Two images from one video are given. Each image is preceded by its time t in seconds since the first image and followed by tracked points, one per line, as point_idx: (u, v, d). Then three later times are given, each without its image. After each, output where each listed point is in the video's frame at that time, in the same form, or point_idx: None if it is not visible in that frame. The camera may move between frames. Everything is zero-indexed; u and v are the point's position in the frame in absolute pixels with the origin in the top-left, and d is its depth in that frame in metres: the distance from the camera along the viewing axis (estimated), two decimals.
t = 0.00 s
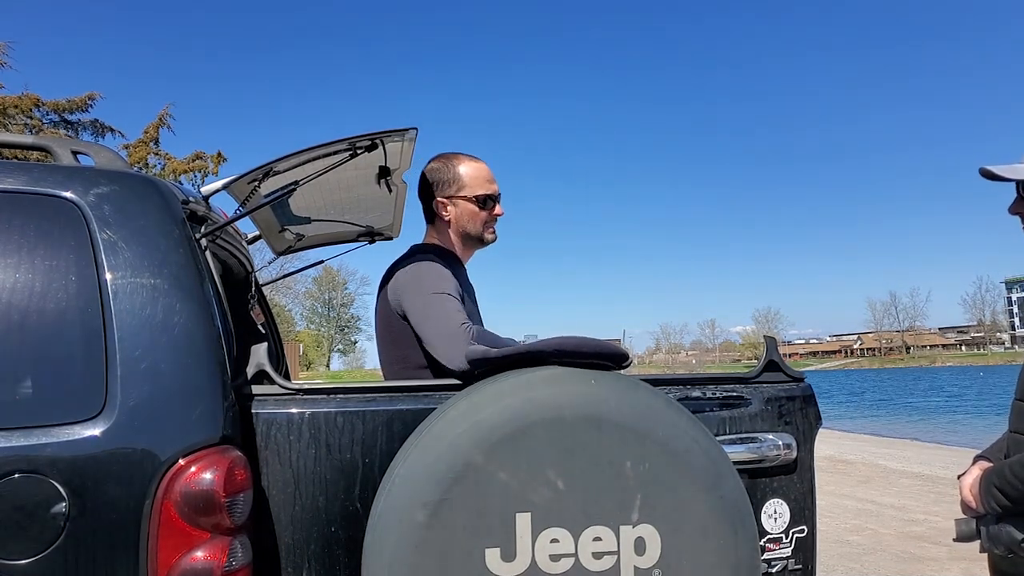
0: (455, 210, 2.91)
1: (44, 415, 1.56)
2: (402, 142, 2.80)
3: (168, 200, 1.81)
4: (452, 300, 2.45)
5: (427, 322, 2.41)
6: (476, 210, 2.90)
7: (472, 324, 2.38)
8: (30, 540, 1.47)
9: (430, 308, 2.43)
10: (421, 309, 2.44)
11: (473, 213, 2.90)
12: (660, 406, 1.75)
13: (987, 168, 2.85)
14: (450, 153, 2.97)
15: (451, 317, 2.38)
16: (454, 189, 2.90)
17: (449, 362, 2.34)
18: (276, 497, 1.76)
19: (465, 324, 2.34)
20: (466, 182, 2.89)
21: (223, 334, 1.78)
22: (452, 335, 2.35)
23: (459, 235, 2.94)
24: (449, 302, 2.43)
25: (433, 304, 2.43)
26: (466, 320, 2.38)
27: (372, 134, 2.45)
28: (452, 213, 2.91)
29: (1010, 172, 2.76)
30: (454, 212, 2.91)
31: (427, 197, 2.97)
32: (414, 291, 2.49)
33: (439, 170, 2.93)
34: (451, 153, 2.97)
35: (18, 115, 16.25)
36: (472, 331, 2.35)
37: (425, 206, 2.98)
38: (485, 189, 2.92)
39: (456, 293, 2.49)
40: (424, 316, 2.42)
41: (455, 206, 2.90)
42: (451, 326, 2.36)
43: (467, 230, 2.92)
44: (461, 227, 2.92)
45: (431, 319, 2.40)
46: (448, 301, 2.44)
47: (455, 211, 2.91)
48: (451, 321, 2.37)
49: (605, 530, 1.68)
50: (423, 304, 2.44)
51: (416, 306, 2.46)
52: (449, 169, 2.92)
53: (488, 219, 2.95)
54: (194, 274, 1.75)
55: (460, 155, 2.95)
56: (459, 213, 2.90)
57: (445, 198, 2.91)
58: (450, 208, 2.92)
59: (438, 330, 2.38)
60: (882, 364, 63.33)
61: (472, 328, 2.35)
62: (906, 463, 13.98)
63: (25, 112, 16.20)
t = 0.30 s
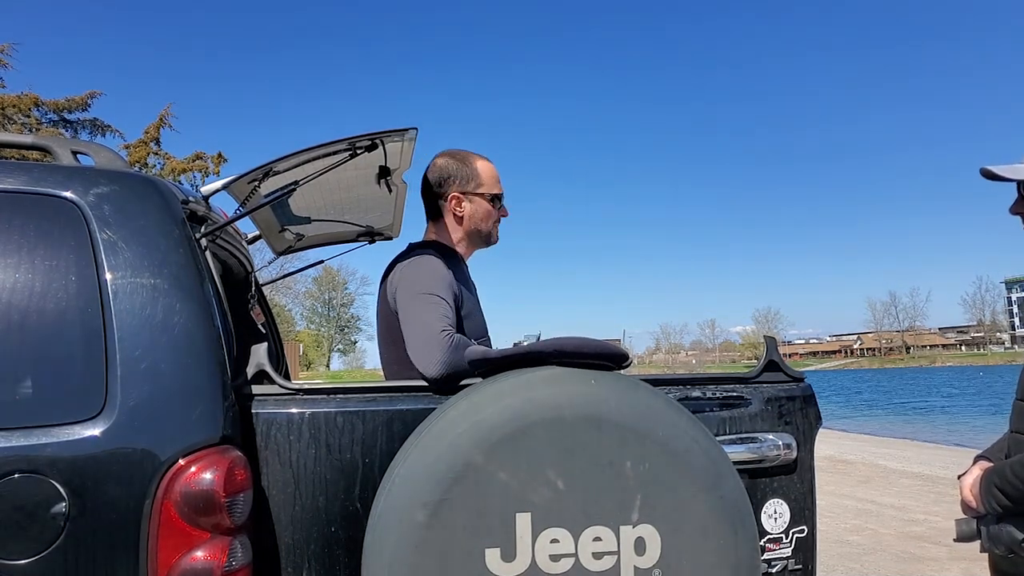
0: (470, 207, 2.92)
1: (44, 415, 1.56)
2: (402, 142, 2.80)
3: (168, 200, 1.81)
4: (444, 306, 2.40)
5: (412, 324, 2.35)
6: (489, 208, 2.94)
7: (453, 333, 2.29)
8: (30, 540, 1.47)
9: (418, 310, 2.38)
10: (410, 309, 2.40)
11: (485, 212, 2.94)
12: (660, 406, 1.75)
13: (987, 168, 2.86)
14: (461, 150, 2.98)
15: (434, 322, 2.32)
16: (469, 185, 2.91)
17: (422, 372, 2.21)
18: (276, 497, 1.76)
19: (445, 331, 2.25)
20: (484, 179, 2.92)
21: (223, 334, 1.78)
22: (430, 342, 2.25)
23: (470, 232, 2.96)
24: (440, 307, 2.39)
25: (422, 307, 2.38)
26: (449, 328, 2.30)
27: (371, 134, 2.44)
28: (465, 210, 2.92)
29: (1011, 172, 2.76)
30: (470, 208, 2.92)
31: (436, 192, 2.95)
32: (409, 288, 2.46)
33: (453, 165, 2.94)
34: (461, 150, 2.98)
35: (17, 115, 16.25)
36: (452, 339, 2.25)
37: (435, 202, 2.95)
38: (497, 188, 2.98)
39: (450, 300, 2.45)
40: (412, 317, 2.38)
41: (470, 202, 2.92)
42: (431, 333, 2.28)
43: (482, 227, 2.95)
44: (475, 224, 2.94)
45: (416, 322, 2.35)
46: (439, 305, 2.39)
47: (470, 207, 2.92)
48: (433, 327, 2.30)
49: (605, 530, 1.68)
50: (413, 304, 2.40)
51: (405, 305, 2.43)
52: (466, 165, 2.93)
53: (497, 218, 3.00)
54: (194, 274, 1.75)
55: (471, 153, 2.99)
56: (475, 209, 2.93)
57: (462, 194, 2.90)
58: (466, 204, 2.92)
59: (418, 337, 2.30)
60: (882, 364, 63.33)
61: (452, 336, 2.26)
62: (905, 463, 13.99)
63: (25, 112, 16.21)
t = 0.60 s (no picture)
0: (471, 207, 2.94)
1: (44, 415, 1.56)
2: (401, 142, 2.79)
3: (168, 200, 1.81)
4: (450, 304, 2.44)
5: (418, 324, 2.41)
6: (488, 210, 2.99)
7: (458, 332, 2.35)
8: (30, 540, 1.47)
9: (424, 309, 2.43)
10: (415, 309, 2.44)
11: (485, 213, 2.98)
12: (660, 406, 1.75)
13: (987, 168, 2.86)
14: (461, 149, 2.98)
15: (439, 322, 2.38)
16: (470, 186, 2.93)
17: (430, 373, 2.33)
18: (276, 497, 1.76)
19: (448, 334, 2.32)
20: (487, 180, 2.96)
21: (223, 334, 1.78)
22: (435, 344, 2.34)
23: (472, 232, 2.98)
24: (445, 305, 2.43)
25: (426, 305, 2.43)
26: (453, 328, 2.36)
27: (371, 134, 2.44)
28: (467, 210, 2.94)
29: (1012, 172, 2.76)
30: (473, 208, 2.95)
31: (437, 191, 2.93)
32: (411, 287, 2.49)
33: (454, 164, 2.93)
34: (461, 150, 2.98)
35: (17, 115, 16.25)
36: (455, 340, 2.33)
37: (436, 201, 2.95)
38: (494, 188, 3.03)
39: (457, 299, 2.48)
40: (418, 317, 2.42)
41: (472, 203, 2.94)
42: (436, 335, 2.35)
43: (483, 227, 2.99)
44: (477, 223, 2.97)
45: (422, 322, 2.40)
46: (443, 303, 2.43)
47: (471, 208, 2.94)
48: (438, 328, 2.36)
49: (605, 530, 1.68)
50: (417, 303, 2.45)
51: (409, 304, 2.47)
52: (467, 165, 2.94)
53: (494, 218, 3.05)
54: (194, 274, 1.75)
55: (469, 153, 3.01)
56: (477, 210, 2.96)
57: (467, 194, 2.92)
58: (469, 204, 2.94)
59: (424, 337, 2.37)
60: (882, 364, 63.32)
61: (456, 337, 2.33)
62: (905, 463, 13.99)
63: (25, 112, 16.21)
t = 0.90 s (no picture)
0: (479, 207, 2.97)
1: (44, 415, 1.56)
2: (402, 142, 2.79)
3: (168, 200, 1.81)
4: (446, 305, 2.46)
5: (416, 327, 2.42)
6: (492, 212, 3.03)
7: (457, 331, 2.37)
8: (30, 540, 1.47)
9: (420, 311, 2.44)
10: (411, 313, 2.46)
11: (489, 215, 3.01)
12: (660, 406, 1.75)
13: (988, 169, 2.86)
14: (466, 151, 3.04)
15: (438, 322, 2.39)
16: (478, 186, 2.97)
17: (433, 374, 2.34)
18: (276, 497, 1.76)
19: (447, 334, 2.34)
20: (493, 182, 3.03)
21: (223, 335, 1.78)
22: (436, 344, 2.35)
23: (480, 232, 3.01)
24: (441, 305, 2.45)
25: (423, 307, 2.44)
26: (452, 327, 2.38)
27: (371, 134, 2.44)
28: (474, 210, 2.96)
29: (1012, 172, 2.76)
30: (482, 209, 2.99)
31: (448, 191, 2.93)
32: (407, 289, 2.51)
33: (463, 164, 2.97)
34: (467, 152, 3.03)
35: (17, 114, 16.24)
36: (455, 339, 2.34)
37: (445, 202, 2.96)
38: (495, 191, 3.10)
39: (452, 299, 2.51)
40: (415, 320, 2.44)
41: (479, 203, 2.97)
42: (435, 335, 2.36)
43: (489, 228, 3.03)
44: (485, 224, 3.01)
45: (420, 324, 2.41)
46: (440, 305, 2.45)
47: (479, 208, 2.97)
48: (437, 328, 2.38)
49: (605, 530, 1.69)
50: (414, 306, 2.46)
51: (405, 308, 2.48)
52: (475, 166, 2.99)
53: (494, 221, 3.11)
54: (194, 274, 1.75)
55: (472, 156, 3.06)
56: (485, 210, 3.00)
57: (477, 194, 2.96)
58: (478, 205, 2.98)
59: (424, 338, 2.38)
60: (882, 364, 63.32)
61: (456, 337, 2.35)
62: (905, 463, 13.99)
63: (25, 112, 16.21)
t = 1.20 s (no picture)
0: (472, 206, 2.96)
1: (44, 415, 1.56)
2: (402, 142, 2.78)
3: (168, 200, 1.82)
4: (445, 304, 2.47)
5: (417, 328, 2.43)
6: (488, 212, 3.02)
7: (457, 329, 2.38)
8: (30, 541, 1.47)
9: (420, 311, 2.44)
10: (411, 314, 2.46)
11: (484, 214, 3.00)
12: (661, 406, 1.75)
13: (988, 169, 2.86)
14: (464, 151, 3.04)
15: (438, 322, 2.40)
16: (472, 185, 2.97)
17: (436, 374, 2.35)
18: (276, 497, 1.76)
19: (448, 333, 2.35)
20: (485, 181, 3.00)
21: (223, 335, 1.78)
22: (437, 344, 2.36)
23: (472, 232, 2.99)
24: (441, 305, 2.45)
25: (423, 308, 2.44)
26: (452, 326, 2.39)
27: (371, 134, 2.44)
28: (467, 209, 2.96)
29: (1012, 173, 2.76)
30: (473, 209, 2.97)
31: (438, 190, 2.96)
32: (406, 290, 2.51)
33: (456, 163, 2.97)
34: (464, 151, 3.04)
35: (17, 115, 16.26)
36: (455, 339, 2.35)
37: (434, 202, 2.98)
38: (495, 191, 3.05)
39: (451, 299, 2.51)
40: (415, 321, 2.44)
41: (472, 202, 2.96)
42: (436, 335, 2.37)
43: (481, 227, 3.01)
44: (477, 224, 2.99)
45: (421, 325, 2.41)
46: (440, 304, 2.46)
47: (472, 207, 2.96)
48: (437, 328, 2.38)
49: (605, 530, 1.69)
50: (413, 307, 2.46)
51: (405, 309, 2.48)
52: (470, 166, 2.99)
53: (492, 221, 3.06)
54: (194, 274, 1.75)
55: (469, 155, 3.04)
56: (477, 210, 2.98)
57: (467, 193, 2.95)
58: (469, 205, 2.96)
59: (425, 338, 2.39)
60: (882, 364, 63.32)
61: (457, 335, 2.36)
62: (905, 463, 13.98)
63: (25, 112, 16.22)
